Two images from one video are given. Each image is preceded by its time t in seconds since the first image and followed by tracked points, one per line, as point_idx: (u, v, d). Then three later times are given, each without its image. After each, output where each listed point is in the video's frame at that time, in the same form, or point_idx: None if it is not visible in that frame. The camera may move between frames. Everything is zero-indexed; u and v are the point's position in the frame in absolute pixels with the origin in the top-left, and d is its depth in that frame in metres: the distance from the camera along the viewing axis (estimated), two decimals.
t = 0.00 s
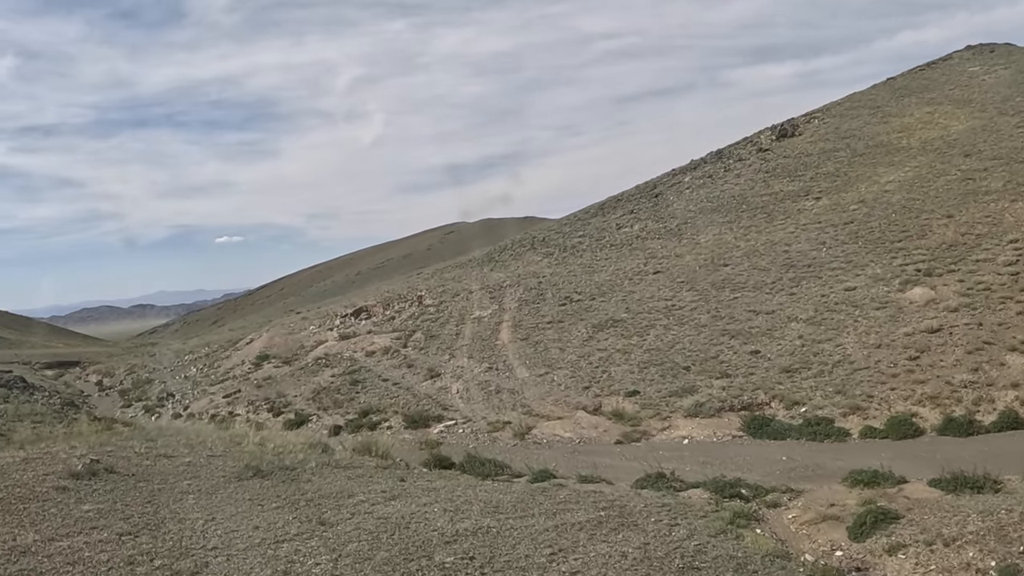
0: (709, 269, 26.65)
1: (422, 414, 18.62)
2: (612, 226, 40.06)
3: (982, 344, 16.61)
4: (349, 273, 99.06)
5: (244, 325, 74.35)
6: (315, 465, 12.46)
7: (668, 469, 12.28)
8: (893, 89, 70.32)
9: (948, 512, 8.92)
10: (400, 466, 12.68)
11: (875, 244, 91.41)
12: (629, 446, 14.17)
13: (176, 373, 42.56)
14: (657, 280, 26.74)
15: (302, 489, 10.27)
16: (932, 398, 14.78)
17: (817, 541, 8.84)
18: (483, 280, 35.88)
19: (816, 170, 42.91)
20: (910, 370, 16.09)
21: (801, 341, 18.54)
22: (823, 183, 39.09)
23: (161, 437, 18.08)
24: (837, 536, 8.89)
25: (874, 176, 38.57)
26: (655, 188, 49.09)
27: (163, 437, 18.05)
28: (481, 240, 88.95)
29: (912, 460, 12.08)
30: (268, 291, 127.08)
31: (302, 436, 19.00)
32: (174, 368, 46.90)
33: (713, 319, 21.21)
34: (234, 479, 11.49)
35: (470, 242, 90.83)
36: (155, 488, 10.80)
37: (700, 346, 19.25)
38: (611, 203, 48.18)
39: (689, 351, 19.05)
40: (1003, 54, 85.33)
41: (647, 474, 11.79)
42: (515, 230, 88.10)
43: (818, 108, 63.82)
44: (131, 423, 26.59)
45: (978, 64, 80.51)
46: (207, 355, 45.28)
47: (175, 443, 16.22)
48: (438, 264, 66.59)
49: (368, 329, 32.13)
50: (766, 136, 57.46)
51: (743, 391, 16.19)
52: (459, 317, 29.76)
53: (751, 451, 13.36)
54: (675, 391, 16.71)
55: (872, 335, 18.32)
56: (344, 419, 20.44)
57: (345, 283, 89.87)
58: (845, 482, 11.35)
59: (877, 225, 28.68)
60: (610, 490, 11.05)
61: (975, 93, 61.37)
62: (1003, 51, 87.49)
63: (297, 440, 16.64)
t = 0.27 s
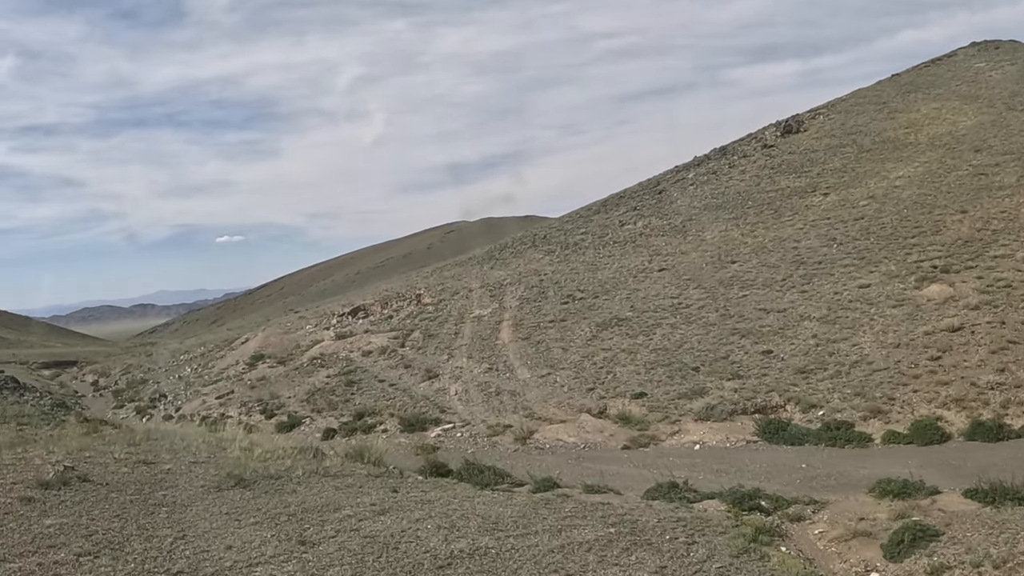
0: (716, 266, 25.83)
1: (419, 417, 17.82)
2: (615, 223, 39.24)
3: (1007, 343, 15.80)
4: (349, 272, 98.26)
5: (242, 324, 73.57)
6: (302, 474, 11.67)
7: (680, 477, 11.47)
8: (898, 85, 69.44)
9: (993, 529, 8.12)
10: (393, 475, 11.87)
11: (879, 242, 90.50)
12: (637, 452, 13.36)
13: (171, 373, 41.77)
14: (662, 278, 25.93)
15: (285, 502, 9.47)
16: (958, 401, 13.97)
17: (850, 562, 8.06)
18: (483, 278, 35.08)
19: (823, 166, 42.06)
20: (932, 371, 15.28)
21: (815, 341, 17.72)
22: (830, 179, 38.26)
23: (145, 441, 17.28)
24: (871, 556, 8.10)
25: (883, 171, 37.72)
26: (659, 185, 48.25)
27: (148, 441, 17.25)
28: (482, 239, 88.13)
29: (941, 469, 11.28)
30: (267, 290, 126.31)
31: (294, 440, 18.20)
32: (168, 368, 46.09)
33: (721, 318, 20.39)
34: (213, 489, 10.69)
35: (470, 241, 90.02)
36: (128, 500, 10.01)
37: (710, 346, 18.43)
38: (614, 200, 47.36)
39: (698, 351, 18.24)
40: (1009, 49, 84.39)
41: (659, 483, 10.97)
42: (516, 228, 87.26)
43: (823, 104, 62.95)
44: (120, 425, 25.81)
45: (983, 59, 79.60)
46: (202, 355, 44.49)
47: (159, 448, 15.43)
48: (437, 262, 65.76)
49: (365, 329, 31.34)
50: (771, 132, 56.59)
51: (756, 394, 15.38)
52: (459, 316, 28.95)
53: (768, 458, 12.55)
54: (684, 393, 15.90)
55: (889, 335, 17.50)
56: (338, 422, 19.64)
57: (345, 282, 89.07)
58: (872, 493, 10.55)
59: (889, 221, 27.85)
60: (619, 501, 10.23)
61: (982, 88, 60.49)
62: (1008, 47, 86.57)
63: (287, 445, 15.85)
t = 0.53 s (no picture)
0: (724, 263, 25.08)
1: (418, 420, 17.08)
2: (619, 220, 38.52)
3: None
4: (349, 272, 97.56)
5: (241, 324, 72.87)
6: (292, 483, 10.94)
7: (696, 487, 10.74)
8: (904, 81, 68.60)
9: None
10: (389, 485, 11.12)
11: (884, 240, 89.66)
12: (648, 459, 12.62)
13: (167, 374, 41.07)
14: (669, 275, 25.16)
15: (270, 517, 8.76)
16: (987, 403, 13.20)
17: None
18: (485, 276, 34.33)
19: (831, 162, 41.27)
20: (957, 372, 14.52)
21: (832, 340, 16.96)
22: (838, 175, 37.48)
23: (133, 445, 16.56)
24: None
25: (893, 167, 36.93)
26: (663, 182, 47.49)
27: (135, 445, 16.53)
28: (483, 238, 87.36)
29: (975, 478, 10.55)
30: (267, 290, 125.62)
31: (288, 444, 17.47)
32: (165, 369, 45.40)
33: (732, 316, 19.63)
34: (195, 501, 9.97)
35: (471, 239, 89.27)
36: (103, 513, 9.29)
37: (721, 346, 17.68)
38: (617, 197, 46.61)
39: (709, 351, 17.48)
40: (1015, 45, 83.47)
41: (674, 494, 10.22)
42: (518, 227, 86.51)
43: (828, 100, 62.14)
44: (111, 427, 25.10)
45: (990, 55, 78.75)
46: (199, 354, 43.79)
47: (144, 453, 14.69)
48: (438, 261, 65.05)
49: (364, 328, 30.60)
50: (776, 129, 55.78)
51: (773, 396, 14.62)
52: (460, 315, 28.21)
53: (788, 465, 11.81)
54: (696, 395, 15.15)
55: (910, 334, 16.73)
56: (334, 425, 18.90)
57: (345, 281, 88.35)
58: (904, 505, 9.80)
59: (902, 217, 27.07)
60: (632, 514, 9.46)
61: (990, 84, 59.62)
62: (1014, 43, 85.68)
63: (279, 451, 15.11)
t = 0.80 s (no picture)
0: (733, 260, 24.39)
1: (418, 423, 16.40)
2: (623, 217, 37.83)
3: None
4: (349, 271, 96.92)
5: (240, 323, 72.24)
6: (283, 492, 10.27)
7: (714, 496, 10.06)
8: (910, 78, 67.86)
9: None
10: (386, 494, 10.45)
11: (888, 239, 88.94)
12: (661, 465, 11.95)
13: (163, 374, 40.43)
14: (677, 272, 24.49)
15: (257, 533, 8.09)
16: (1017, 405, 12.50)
17: None
18: (486, 274, 33.66)
19: (838, 158, 40.58)
20: (984, 372, 13.81)
21: (849, 339, 16.27)
22: (846, 171, 36.78)
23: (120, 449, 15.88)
24: None
25: (902, 163, 36.24)
26: (666, 178, 46.80)
27: (122, 449, 15.86)
28: (484, 237, 86.69)
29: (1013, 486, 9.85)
30: (267, 289, 125.01)
31: (283, 448, 16.80)
32: (162, 369, 44.77)
33: (743, 315, 18.94)
34: (178, 513, 9.29)
35: (472, 238, 88.61)
36: (76, 527, 8.62)
37: (733, 346, 17.00)
38: (621, 194, 45.93)
39: (720, 351, 16.79)
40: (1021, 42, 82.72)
41: (691, 503, 9.55)
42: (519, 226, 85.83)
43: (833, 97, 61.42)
44: (103, 430, 24.43)
45: (995, 51, 78.00)
46: (197, 354, 43.15)
47: (131, 459, 14.02)
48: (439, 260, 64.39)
49: (363, 328, 29.93)
50: (781, 125, 55.07)
51: (790, 398, 13.94)
52: (461, 314, 27.53)
53: (810, 472, 11.13)
54: (709, 397, 14.46)
55: (930, 332, 16.04)
56: (331, 428, 18.23)
57: (345, 281, 87.72)
58: (939, 515, 9.12)
59: (914, 213, 26.38)
60: (647, 527, 8.79)
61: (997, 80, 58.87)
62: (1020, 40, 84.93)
63: (272, 456, 14.43)
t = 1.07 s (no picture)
0: (740, 258, 23.77)
1: (417, 426, 15.77)
2: (626, 214, 37.23)
3: None
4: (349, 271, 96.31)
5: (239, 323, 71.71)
6: (270, 503, 9.63)
7: (730, 507, 9.42)
8: (915, 74, 67.16)
9: None
10: (381, 504, 9.83)
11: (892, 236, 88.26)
12: (671, 471, 11.33)
13: (160, 374, 39.85)
14: (682, 270, 23.88)
15: (238, 550, 7.48)
16: None
17: None
18: (487, 273, 33.03)
19: (845, 154, 39.94)
20: (1009, 372, 13.14)
21: (864, 339, 15.64)
22: (853, 167, 36.13)
23: (106, 454, 15.25)
24: None
25: (909, 158, 35.57)
26: (670, 176, 46.20)
27: (108, 455, 15.22)
28: (485, 236, 86.07)
29: None
30: (268, 289, 124.46)
31: (276, 452, 16.19)
32: (159, 369, 44.19)
33: (753, 314, 18.29)
34: (156, 527, 8.66)
35: (474, 237, 88.01)
36: (42, 544, 7.98)
37: (743, 345, 16.37)
38: (623, 192, 45.33)
39: (730, 352, 16.15)
40: None
41: (707, 514, 8.93)
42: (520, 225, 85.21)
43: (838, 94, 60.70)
44: (95, 432, 23.83)
45: (1000, 47, 77.25)
46: (194, 354, 42.56)
47: (115, 464, 13.42)
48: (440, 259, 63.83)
49: (361, 327, 29.31)
50: (785, 122, 54.39)
51: (805, 400, 13.31)
52: (461, 313, 26.92)
53: (830, 480, 10.50)
54: (720, 399, 13.83)
55: (949, 331, 15.40)
56: (327, 431, 17.62)
57: (345, 280, 87.16)
58: (973, 527, 8.50)
59: (925, 209, 25.74)
60: (660, 541, 8.17)
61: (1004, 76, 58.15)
62: None
63: (263, 463, 13.79)
